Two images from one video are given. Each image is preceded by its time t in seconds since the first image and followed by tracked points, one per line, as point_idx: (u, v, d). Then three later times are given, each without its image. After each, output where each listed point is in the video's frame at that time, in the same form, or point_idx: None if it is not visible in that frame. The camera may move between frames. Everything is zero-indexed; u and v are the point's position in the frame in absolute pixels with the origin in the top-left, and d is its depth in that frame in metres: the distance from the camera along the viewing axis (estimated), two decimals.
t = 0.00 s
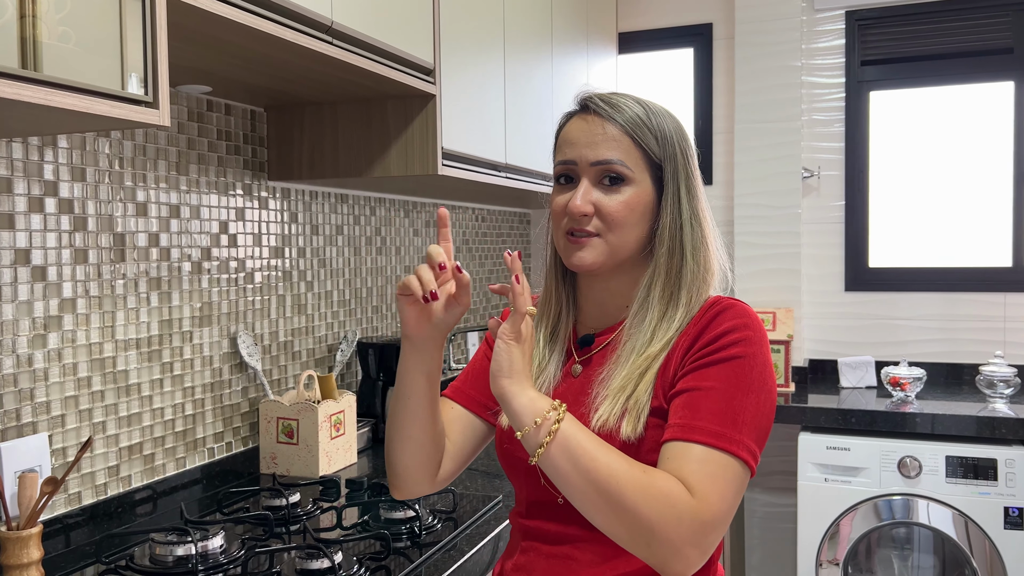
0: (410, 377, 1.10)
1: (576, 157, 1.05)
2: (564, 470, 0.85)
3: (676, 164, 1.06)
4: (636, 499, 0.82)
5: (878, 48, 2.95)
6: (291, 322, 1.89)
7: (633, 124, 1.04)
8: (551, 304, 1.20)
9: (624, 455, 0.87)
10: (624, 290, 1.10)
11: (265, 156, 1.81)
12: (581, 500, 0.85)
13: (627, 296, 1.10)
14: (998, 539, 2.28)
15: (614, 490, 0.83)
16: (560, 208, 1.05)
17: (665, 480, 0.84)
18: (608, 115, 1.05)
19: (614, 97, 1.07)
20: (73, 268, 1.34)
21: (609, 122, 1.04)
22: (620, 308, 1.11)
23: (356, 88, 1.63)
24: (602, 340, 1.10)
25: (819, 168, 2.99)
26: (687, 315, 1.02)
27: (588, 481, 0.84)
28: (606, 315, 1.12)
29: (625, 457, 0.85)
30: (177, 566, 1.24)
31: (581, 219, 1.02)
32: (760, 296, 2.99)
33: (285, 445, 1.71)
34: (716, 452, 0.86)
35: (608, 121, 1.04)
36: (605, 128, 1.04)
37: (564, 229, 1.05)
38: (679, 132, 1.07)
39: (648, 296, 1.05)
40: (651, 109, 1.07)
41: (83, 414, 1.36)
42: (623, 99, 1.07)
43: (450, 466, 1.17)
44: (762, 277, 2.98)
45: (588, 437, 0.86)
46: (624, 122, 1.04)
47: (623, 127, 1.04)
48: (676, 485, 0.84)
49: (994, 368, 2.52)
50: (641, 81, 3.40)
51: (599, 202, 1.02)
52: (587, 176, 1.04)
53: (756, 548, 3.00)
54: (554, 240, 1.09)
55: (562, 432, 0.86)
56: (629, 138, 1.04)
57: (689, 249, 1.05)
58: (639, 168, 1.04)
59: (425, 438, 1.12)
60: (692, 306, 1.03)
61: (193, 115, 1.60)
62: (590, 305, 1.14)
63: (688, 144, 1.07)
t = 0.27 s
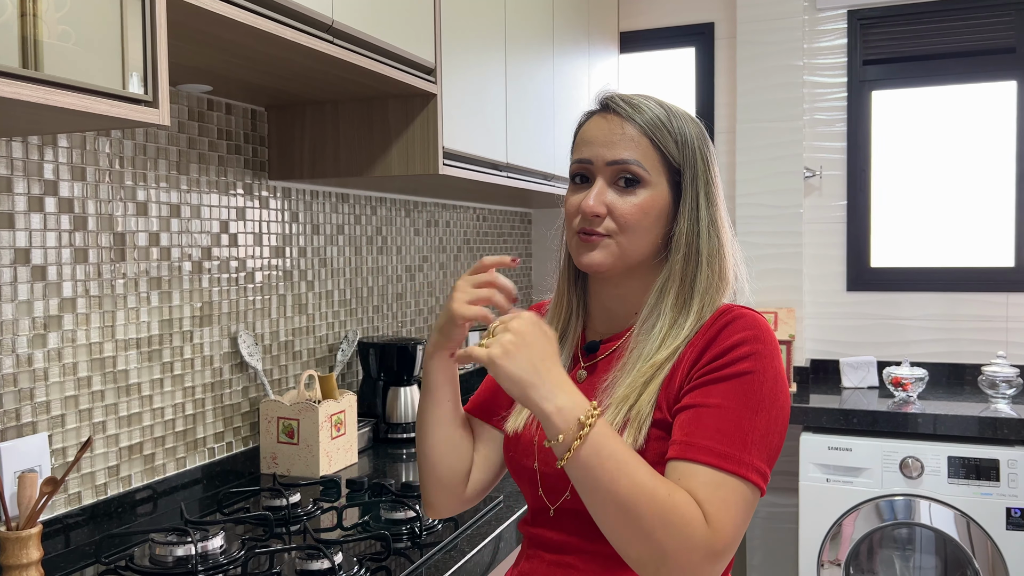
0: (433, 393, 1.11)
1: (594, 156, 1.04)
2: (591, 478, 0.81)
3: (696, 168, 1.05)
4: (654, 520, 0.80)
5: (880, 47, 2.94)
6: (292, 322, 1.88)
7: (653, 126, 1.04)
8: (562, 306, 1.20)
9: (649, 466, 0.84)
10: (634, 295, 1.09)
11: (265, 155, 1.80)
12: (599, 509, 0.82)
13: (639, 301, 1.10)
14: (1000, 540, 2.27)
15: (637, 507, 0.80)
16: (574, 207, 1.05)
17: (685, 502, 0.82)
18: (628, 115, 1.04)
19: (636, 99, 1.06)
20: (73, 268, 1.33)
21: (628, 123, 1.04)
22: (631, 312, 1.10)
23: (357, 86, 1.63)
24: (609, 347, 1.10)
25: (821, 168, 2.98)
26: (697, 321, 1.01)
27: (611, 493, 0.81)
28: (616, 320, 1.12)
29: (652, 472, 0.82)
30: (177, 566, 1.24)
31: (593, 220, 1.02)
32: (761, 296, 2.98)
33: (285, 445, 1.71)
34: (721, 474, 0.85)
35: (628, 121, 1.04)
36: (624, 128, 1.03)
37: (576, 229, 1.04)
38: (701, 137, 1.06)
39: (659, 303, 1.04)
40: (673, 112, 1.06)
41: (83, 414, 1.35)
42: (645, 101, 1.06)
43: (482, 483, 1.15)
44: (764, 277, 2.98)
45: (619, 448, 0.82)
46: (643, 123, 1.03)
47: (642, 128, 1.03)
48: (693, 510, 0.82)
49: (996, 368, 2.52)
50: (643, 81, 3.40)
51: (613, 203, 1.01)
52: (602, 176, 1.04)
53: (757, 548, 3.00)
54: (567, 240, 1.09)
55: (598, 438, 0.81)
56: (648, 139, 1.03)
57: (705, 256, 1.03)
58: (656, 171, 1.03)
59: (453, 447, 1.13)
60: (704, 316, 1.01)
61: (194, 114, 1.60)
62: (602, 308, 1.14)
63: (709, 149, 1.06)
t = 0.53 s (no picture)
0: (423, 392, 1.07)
1: (596, 158, 1.04)
2: (601, 492, 0.78)
3: (700, 167, 1.04)
4: (668, 539, 0.78)
5: (882, 45, 2.93)
6: (292, 321, 1.88)
7: (655, 125, 1.03)
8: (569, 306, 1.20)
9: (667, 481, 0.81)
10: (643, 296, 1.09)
11: (265, 154, 1.80)
12: (609, 522, 0.79)
13: (647, 302, 1.09)
14: (1002, 539, 2.27)
15: (651, 526, 0.78)
16: (577, 210, 1.05)
17: (703, 521, 0.79)
18: (630, 115, 1.04)
19: (639, 97, 1.06)
20: (72, 267, 1.33)
21: (629, 123, 1.03)
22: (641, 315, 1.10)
23: (357, 85, 1.62)
24: (619, 349, 1.11)
25: (822, 167, 2.98)
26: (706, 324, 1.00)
27: (623, 511, 0.78)
28: (625, 322, 1.12)
29: (670, 489, 0.79)
30: (176, 566, 1.24)
31: (594, 222, 1.02)
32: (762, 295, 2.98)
33: (285, 444, 1.71)
34: (735, 481, 0.84)
35: (629, 120, 1.04)
36: (626, 129, 1.03)
37: (580, 232, 1.04)
38: (705, 134, 1.05)
39: (669, 305, 1.04)
40: (676, 109, 1.05)
41: (82, 413, 1.35)
42: (647, 99, 1.06)
43: (478, 476, 1.16)
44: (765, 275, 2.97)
45: (636, 464, 0.79)
46: (645, 123, 1.03)
47: (644, 128, 1.03)
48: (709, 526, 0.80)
49: (998, 368, 2.51)
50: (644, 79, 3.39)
51: (613, 206, 1.01)
52: (603, 178, 1.03)
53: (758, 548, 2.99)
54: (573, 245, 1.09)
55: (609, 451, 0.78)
56: (649, 139, 1.03)
57: (715, 256, 1.03)
58: (657, 170, 1.03)
59: (443, 446, 1.11)
60: (714, 317, 1.01)
61: (193, 113, 1.59)
62: (610, 309, 1.13)
63: (713, 145, 1.05)
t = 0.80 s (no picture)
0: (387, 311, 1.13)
1: (594, 150, 1.04)
2: (596, 496, 0.82)
3: (702, 166, 1.02)
4: (663, 540, 0.80)
5: (883, 43, 2.93)
6: (292, 319, 1.88)
7: (658, 122, 1.02)
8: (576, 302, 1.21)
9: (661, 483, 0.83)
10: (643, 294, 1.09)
11: (265, 152, 1.80)
12: (606, 526, 0.82)
13: (646, 300, 1.09)
14: (1002, 537, 2.26)
15: (645, 526, 0.80)
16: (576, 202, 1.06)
17: (698, 521, 0.81)
18: (633, 111, 1.03)
19: (646, 92, 1.05)
20: (72, 265, 1.33)
21: (632, 119, 1.03)
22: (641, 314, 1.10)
23: (357, 82, 1.62)
24: (619, 347, 1.10)
25: (823, 165, 2.98)
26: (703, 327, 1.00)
27: (619, 512, 0.81)
28: (627, 320, 1.12)
29: (662, 490, 0.82)
30: (176, 564, 1.24)
31: (589, 214, 1.03)
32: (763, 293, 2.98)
33: (285, 442, 1.70)
34: (734, 485, 0.84)
35: (632, 115, 1.03)
36: (628, 124, 1.03)
37: (577, 223, 1.05)
38: (711, 132, 1.03)
39: (666, 304, 1.03)
40: (682, 105, 1.04)
41: (82, 411, 1.35)
42: (654, 94, 1.05)
43: (422, 416, 1.20)
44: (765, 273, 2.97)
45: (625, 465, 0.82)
46: (648, 120, 1.02)
47: (645, 124, 1.02)
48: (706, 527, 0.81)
49: (999, 366, 2.51)
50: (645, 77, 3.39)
51: (607, 197, 1.01)
52: (601, 170, 1.04)
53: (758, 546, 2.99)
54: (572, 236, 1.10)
55: (600, 453, 0.82)
56: (650, 134, 1.02)
57: (714, 256, 1.01)
58: (656, 166, 1.02)
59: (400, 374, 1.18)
60: (710, 319, 1.00)
61: (193, 110, 1.59)
62: (612, 306, 1.14)
63: (718, 144, 1.03)
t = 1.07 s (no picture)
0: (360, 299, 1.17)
1: (593, 151, 1.05)
2: (580, 502, 0.83)
3: (700, 166, 1.02)
4: (649, 545, 0.81)
5: (884, 41, 2.92)
6: (293, 317, 1.88)
7: (654, 123, 1.02)
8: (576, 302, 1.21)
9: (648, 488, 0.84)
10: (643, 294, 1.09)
11: (266, 150, 1.80)
12: (594, 532, 0.84)
13: (646, 300, 1.10)
14: (1002, 535, 2.27)
15: (630, 531, 0.81)
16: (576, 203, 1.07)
17: (683, 525, 0.81)
18: (631, 111, 1.04)
19: (644, 92, 1.06)
20: (73, 263, 1.33)
21: (629, 120, 1.03)
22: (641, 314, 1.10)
23: (357, 81, 1.62)
24: (618, 347, 1.11)
25: (823, 163, 2.98)
26: (701, 327, 1.00)
27: (603, 518, 0.82)
28: (628, 320, 1.13)
29: (647, 494, 0.82)
30: (177, 561, 1.24)
31: (587, 215, 1.04)
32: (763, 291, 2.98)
33: (286, 440, 1.70)
34: (730, 488, 0.84)
35: (629, 116, 1.04)
36: (625, 124, 1.04)
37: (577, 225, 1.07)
38: (710, 131, 1.03)
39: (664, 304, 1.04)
40: (680, 104, 1.04)
41: (83, 409, 1.35)
42: (652, 94, 1.05)
43: (416, 396, 1.25)
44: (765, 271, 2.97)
45: (607, 471, 0.83)
46: (644, 120, 1.03)
47: (642, 125, 1.03)
48: (693, 531, 0.82)
49: (999, 364, 2.51)
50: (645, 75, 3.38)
51: (604, 197, 1.03)
52: (599, 171, 1.05)
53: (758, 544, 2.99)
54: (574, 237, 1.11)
55: (581, 460, 0.83)
56: (648, 135, 1.02)
57: (711, 257, 1.02)
58: (653, 167, 1.02)
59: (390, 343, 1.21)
60: (709, 319, 1.00)
61: (194, 109, 1.59)
62: (613, 305, 1.14)
63: (717, 143, 1.03)
